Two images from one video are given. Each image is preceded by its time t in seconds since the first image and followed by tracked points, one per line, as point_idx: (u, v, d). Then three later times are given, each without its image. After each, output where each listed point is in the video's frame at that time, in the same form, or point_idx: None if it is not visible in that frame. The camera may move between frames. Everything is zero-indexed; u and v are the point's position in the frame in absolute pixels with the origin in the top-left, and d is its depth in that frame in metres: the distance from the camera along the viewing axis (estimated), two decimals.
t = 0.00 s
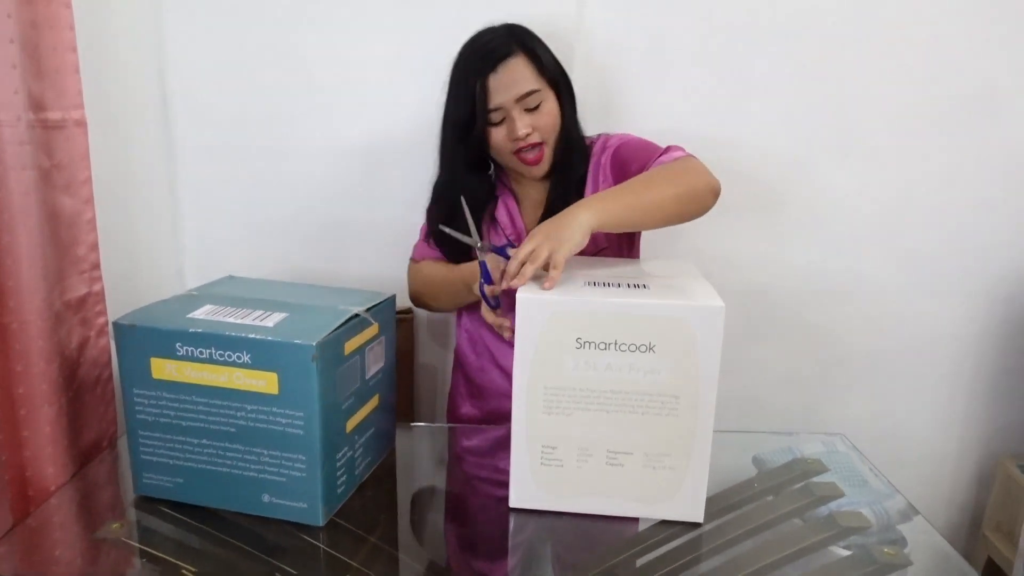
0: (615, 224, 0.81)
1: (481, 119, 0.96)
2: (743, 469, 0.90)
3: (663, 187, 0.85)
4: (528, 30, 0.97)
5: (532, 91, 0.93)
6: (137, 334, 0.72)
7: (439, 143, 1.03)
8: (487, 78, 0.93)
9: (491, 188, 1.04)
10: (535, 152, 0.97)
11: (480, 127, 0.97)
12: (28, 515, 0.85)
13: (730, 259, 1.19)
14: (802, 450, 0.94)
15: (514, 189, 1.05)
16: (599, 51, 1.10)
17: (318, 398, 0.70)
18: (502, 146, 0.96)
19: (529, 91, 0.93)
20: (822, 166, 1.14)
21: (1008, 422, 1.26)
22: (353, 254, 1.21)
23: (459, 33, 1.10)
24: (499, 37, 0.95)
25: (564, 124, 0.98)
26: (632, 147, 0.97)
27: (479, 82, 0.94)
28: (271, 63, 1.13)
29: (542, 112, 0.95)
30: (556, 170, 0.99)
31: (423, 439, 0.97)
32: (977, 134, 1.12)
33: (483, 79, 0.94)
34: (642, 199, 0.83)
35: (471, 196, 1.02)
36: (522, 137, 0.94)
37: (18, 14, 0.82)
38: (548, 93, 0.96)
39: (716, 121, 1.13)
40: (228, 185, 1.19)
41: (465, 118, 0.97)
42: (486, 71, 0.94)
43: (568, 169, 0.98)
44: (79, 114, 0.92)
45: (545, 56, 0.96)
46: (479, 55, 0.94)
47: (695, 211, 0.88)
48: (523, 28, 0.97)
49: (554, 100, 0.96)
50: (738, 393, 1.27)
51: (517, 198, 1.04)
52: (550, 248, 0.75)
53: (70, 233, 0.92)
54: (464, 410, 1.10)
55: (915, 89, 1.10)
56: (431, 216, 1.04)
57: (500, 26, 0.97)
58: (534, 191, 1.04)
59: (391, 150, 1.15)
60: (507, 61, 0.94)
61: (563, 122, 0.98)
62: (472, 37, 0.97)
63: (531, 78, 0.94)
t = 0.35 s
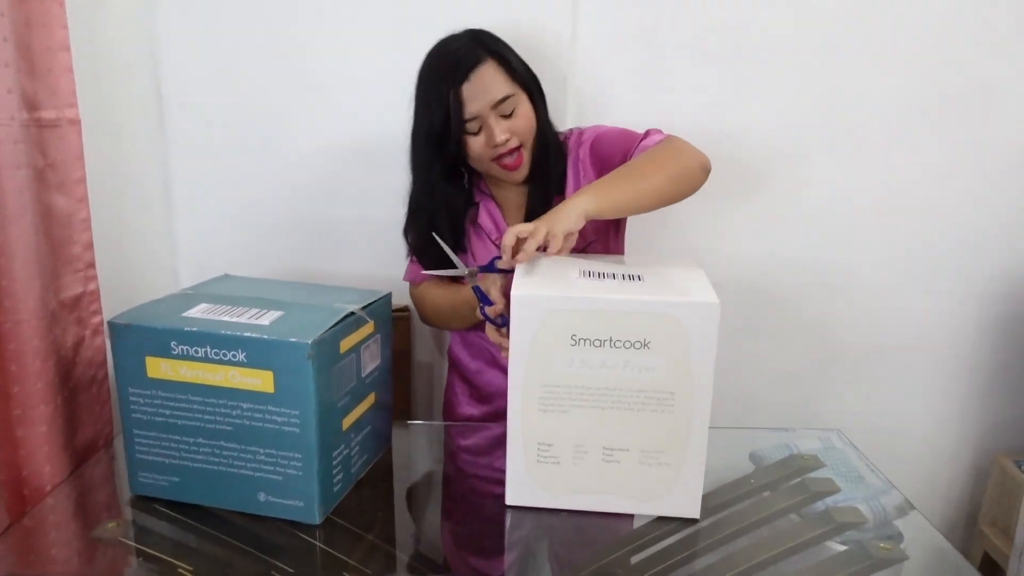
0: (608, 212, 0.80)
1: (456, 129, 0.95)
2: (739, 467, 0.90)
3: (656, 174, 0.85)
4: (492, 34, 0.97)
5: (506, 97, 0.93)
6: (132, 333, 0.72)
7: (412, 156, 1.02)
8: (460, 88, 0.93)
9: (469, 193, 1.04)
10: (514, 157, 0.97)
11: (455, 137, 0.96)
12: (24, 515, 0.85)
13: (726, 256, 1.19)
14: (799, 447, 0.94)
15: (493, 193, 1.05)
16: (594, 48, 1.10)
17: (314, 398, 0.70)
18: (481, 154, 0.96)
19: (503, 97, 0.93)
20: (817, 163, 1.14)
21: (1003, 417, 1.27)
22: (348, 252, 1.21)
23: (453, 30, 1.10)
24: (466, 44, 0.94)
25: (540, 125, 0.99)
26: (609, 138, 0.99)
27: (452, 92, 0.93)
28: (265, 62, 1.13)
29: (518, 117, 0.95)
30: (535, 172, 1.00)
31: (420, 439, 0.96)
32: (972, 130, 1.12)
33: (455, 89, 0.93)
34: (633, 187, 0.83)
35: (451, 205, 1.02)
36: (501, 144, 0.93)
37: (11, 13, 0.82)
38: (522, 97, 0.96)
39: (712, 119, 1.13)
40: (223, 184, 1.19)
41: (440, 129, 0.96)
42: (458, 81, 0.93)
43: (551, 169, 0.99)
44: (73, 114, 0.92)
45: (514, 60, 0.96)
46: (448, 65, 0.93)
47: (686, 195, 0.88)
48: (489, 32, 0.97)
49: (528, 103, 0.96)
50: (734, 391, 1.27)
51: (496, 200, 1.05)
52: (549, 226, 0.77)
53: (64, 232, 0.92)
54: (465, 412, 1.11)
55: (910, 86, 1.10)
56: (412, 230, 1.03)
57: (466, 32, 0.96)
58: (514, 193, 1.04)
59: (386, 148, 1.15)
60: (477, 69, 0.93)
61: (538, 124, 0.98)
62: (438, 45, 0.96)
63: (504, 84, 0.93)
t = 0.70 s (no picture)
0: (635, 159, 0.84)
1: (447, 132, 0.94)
2: (736, 463, 0.90)
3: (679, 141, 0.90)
4: (474, 32, 0.95)
5: (498, 95, 0.92)
6: (126, 332, 0.72)
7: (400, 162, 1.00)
8: (451, 90, 0.91)
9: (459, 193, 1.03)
10: (509, 155, 0.96)
11: (447, 140, 0.95)
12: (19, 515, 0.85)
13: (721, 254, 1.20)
14: (795, 443, 0.94)
15: (485, 192, 1.04)
16: (589, 46, 1.10)
17: (309, 396, 0.69)
18: (475, 155, 0.95)
19: (495, 96, 0.92)
20: (812, 161, 1.14)
21: (998, 413, 1.27)
22: (343, 250, 1.20)
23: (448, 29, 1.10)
24: (452, 45, 0.93)
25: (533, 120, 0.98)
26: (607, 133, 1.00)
27: (442, 95, 0.92)
28: (259, 60, 1.12)
29: (511, 115, 0.95)
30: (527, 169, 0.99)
31: (416, 437, 0.96)
32: (966, 125, 1.12)
33: (445, 92, 0.92)
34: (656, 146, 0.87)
35: (442, 207, 1.01)
36: (496, 144, 0.93)
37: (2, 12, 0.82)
38: (512, 94, 0.95)
39: (707, 116, 1.13)
40: (217, 184, 1.18)
41: (430, 132, 0.95)
42: (448, 83, 0.92)
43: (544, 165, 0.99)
44: (66, 112, 0.92)
45: (502, 58, 0.95)
46: (436, 69, 0.92)
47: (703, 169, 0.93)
48: (472, 32, 0.95)
49: (518, 100, 0.96)
50: (730, 388, 1.27)
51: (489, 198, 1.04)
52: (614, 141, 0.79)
53: (57, 231, 0.92)
54: (463, 410, 1.11)
55: (903, 84, 1.11)
56: (401, 235, 1.03)
57: (449, 33, 0.95)
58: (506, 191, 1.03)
59: (381, 147, 1.15)
60: (467, 71, 0.92)
61: (531, 121, 0.98)
62: (422, 49, 0.94)
63: (494, 83, 0.92)
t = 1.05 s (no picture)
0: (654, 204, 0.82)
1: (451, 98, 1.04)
2: (734, 461, 0.90)
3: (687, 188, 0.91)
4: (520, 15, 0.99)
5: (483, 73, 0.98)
6: (123, 331, 0.71)
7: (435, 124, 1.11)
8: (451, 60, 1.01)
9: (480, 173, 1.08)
10: (487, 135, 1.01)
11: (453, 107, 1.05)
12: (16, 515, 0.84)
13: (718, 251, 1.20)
14: (792, 440, 0.94)
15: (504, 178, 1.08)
16: (586, 44, 1.10)
17: (307, 395, 0.69)
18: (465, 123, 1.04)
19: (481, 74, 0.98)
20: (808, 158, 1.14)
21: (994, 410, 1.27)
22: (340, 249, 1.20)
23: (444, 27, 1.10)
24: (480, 22, 1.00)
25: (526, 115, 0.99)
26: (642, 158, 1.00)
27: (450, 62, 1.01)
28: (254, 59, 1.12)
29: (493, 95, 0.98)
30: (522, 160, 1.01)
31: (414, 436, 0.96)
32: (962, 123, 1.12)
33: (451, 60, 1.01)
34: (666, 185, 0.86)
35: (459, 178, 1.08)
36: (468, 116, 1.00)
37: None
38: (505, 80, 0.98)
39: (703, 114, 1.13)
40: (213, 183, 1.18)
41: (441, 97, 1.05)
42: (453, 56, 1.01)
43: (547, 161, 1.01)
44: (60, 111, 0.91)
45: (516, 43, 0.98)
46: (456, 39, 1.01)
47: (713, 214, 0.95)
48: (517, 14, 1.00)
49: (511, 86, 0.98)
50: (727, 385, 1.27)
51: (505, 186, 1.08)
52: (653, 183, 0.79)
53: (52, 231, 0.91)
54: (459, 405, 1.10)
55: (898, 82, 1.11)
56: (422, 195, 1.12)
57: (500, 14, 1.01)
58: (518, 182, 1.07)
59: (377, 145, 1.15)
60: (470, 44, 0.99)
61: (519, 112, 0.99)
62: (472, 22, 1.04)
63: (487, 60, 0.98)
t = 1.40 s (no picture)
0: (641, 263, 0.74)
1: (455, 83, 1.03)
2: (737, 461, 0.90)
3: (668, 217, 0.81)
4: (536, 12, 1.00)
5: (491, 62, 0.97)
6: (127, 329, 0.71)
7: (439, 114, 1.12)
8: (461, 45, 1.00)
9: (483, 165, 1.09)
10: (486, 124, 1.00)
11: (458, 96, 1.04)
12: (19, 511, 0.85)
13: (721, 252, 1.19)
14: (795, 441, 0.94)
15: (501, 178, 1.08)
16: (589, 43, 1.10)
17: (310, 393, 0.69)
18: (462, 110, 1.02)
19: (489, 61, 0.97)
20: (812, 159, 1.14)
21: (997, 412, 1.27)
22: (343, 247, 1.20)
23: (448, 26, 1.09)
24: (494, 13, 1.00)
25: (532, 111, 0.99)
26: (619, 156, 0.96)
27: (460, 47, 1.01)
28: (258, 57, 1.12)
29: (498, 85, 0.97)
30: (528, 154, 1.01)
31: (416, 435, 0.96)
32: (969, 124, 1.12)
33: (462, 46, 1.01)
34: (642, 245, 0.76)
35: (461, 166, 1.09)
36: (470, 104, 0.98)
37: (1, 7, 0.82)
38: (512, 71, 0.97)
39: (706, 114, 1.12)
40: (216, 181, 1.18)
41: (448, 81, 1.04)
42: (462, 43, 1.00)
43: (551, 159, 1.00)
44: (65, 109, 0.91)
45: (530, 36, 0.98)
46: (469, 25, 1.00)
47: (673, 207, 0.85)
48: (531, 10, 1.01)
49: (518, 78, 0.98)
50: (730, 386, 1.27)
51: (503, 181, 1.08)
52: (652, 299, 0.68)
53: (57, 228, 0.91)
54: (448, 401, 1.11)
55: (903, 83, 1.10)
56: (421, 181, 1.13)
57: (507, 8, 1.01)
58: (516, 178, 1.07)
59: (381, 144, 1.15)
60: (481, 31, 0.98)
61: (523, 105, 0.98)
62: (487, 11, 1.03)
63: (497, 48, 0.97)
